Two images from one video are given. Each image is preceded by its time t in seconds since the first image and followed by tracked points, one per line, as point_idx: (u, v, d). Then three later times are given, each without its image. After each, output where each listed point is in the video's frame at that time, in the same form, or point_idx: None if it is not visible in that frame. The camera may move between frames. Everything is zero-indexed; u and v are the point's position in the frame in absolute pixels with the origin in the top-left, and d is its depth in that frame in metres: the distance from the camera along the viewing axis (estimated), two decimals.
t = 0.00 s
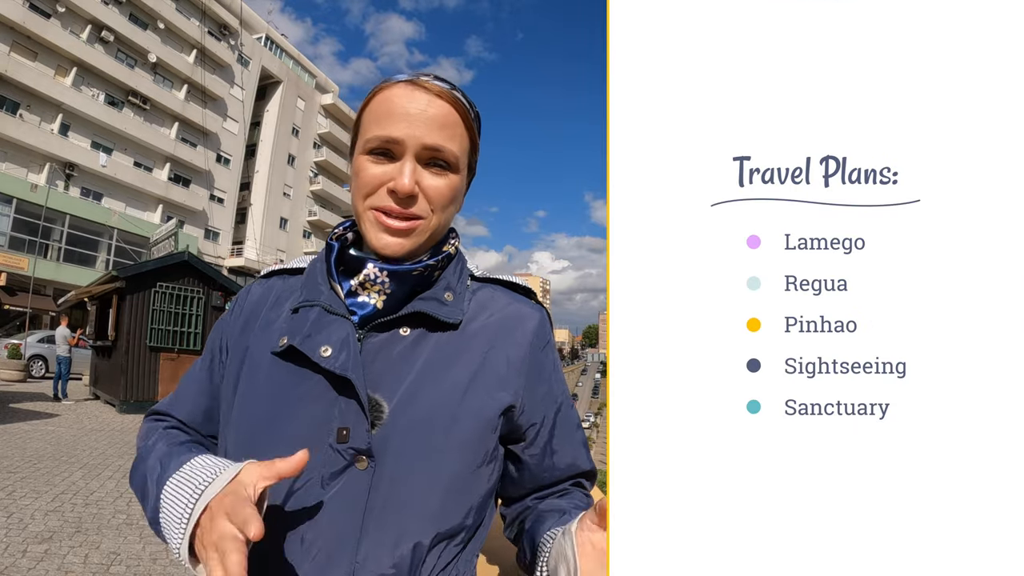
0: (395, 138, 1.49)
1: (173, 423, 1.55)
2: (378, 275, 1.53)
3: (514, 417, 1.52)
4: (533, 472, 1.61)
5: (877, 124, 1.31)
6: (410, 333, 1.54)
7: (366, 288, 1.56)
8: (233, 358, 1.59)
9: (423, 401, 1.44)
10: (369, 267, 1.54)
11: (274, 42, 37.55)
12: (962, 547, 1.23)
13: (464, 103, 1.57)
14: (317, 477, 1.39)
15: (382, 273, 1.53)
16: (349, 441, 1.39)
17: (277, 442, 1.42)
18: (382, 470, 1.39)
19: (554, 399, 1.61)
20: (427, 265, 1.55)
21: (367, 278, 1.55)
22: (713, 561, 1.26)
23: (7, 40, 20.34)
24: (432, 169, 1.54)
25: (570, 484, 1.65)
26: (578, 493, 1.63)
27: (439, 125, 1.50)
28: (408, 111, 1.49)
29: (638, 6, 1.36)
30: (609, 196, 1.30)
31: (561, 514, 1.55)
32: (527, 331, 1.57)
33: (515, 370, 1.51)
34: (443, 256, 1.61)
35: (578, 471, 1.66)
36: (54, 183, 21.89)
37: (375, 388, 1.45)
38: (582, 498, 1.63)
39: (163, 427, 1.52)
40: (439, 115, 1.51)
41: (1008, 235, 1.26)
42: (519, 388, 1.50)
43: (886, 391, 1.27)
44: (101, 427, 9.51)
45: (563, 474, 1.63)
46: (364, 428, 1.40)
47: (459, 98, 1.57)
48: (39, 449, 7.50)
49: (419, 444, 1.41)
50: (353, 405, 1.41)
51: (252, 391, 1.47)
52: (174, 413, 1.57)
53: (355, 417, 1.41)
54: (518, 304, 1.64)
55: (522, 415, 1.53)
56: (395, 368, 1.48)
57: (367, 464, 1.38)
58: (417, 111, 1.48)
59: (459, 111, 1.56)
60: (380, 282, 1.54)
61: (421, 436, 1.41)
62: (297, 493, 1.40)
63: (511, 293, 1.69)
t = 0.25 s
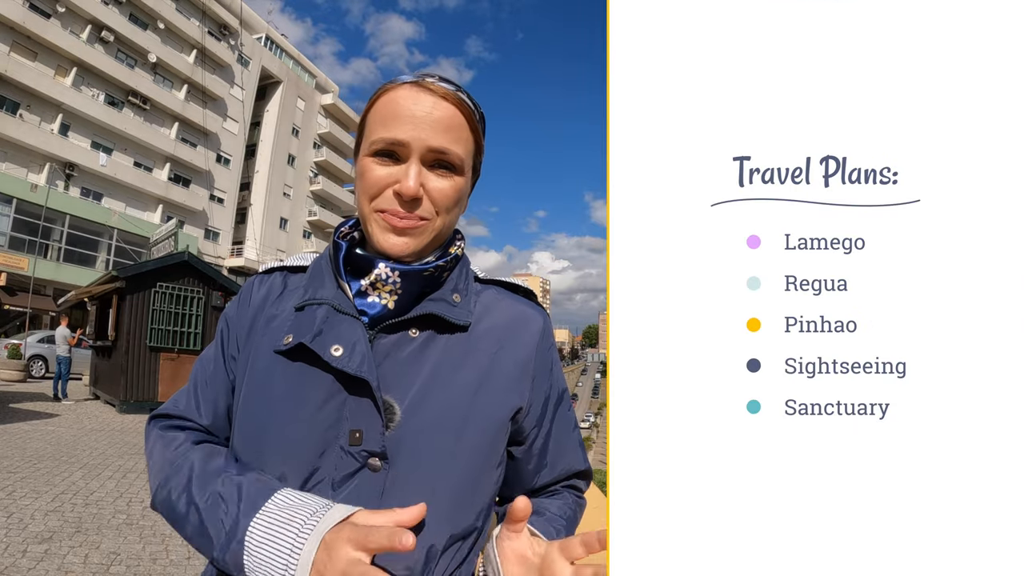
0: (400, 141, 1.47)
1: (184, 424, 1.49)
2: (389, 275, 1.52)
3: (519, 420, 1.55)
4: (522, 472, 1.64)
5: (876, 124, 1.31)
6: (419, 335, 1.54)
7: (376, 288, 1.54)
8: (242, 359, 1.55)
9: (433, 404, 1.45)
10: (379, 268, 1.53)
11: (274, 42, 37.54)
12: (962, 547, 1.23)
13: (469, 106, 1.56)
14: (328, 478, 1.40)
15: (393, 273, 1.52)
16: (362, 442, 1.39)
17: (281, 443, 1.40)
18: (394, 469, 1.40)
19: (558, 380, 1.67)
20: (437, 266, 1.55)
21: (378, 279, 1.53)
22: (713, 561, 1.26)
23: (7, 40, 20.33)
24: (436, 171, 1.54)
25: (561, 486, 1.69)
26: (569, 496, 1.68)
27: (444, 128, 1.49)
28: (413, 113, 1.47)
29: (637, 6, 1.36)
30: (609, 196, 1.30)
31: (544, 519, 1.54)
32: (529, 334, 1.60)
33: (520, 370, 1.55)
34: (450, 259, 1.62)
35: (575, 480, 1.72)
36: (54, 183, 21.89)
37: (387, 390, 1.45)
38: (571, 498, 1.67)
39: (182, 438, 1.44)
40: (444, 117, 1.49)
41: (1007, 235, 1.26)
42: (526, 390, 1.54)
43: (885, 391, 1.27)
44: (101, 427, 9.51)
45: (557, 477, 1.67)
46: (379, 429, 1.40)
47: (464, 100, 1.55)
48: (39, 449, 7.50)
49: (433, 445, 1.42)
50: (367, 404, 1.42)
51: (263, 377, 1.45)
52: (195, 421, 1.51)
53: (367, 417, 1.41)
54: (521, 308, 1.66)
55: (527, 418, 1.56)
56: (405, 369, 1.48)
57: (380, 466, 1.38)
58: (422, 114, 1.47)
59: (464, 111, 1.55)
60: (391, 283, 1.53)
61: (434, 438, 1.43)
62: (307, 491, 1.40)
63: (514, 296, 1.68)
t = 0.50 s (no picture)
0: (406, 136, 1.29)
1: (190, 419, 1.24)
2: (397, 276, 1.30)
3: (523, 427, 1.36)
4: (516, 477, 1.41)
5: (875, 124, 1.31)
6: (428, 338, 1.34)
7: (384, 290, 1.32)
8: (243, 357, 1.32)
9: (442, 411, 1.27)
10: (388, 268, 1.31)
11: (274, 42, 37.59)
12: (961, 547, 1.23)
13: (480, 98, 1.37)
14: (333, 483, 1.22)
15: (402, 274, 1.30)
16: (367, 449, 1.21)
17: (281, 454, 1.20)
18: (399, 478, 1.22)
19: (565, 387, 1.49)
20: (447, 266, 1.34)
21: (386, 279, 1.31)
22: (712, 560, 1.26)
23: (7, 40, 20.33)
24: (444, 169, 1.35)
25: (554, 492, 1.45)
26: (562, 504, 1.43)
27: (454, 121, 1.31)
28: (420, 107, 1.29)
29: (637, 7, 1.36)
30: (609, 196, 1.30)
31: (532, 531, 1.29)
32: (541, 336, 1.43)
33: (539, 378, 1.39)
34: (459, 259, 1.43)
35: (570, 488, 1.47)
36: (54, 183, 21.89)
37: (395, 394, 1.27)
38: (567, 508, 1.42)
39: (161, 415, 1.21)
40: (456, 110, 1.31)
41: (1005, 235, 1.27)
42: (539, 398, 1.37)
43: (885, 391, 1.27)
44: (101, 427, 9.51)
45: (554, 482, 1.43)
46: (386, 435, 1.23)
47: (474, 92, 1.36)
48: (39, 449, 7.50)
49: (440, 453, 1.24)
50: (375, 409, 1.23)
51: (261, 383, 1.25)
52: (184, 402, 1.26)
53: (376, 423, 1.23)
54: (533, 313, 1.46)
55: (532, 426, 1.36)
56: (413, 371, 1.30)
57: (387, 473, 1.21)
58: (430, 108, 1.29)
59: (474, 106, 1.36)
60: (400, 285, 1.31)
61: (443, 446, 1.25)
62: (307, 500, 1.21)
63: (521, 298, 1.50)
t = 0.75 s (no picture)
0: (402, 130, 1.22)
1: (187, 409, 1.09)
2: (403, 276, 1.22)
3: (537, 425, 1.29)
4: (526, 477, 1.32)
5: (876, 124, 1.31)
6: (434, 341, 1.27)
7: (389, 290, 1.23)
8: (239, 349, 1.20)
9: (452, 425, 1.20)
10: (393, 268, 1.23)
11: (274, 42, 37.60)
12: (960, 547, 1.23)
13: (484, 89, 1.29)
14: (341, 489, 1.14)
15: (408, 274, 1.22)
16: (374, 457, 1.14)
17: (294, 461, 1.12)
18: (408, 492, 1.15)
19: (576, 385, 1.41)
20: (453, 265, 1.28)
21: (391, 279, 1.22)
22: (713, 561, 1.26)
23: (7, 40, 20.32)
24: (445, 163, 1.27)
25: (571, 498, 1.34)
26: (580, 509, 1.33)
27: (454, 111, 1.23)
28: (419, 98, 1.21)
29: (637, 7, 1.36)
30: (609, 196, 1.31)
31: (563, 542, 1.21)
32: (552, 335, 1.35)
33: (547, 378, 1.31)
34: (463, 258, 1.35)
35: (584, 488, 1.37)
36: (54, 183, 21.89)
37: (404, 401, 1.19)
38: (584, 514, 1.32)
39: (177, 416, 1.06)
40: (457, 101, 1.24)
41: (1006, 236, 1.27)
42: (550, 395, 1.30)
43: (886, 391, 1.27)
44: (101, 427, 9.51)
45: (566, 483, 1.34)
46: (392, 444, 1.15)
47: (476, 81, 1.28)
48: (39, 449, 7.50)
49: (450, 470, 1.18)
50: (381, 417, 1.16)
51: (264, 392, 1.15)
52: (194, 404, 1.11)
53: (383, 430, 1.16)
54: (542, 309, 1.39)
55: (544, 425, 1.29)
56: (424, 381, 1.22)
57: (396, 481, 1.15)
58: (426, 98, 1.21)
59: (476, 96, 1.27)
60: (406, 285, 1.23)
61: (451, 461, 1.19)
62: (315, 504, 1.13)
63: (527, 293, 1.43)
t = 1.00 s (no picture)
0: (408, 123, 1.22)
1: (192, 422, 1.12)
2: (405, 277, 1.23)
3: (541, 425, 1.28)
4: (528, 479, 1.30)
5: (876, 124, 1.31)
6: (437, 342, 1.26)
7: (391, 291, 1.24)
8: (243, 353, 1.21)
9: (454, 422, 1.20)
10: (395, 269, 1.23)
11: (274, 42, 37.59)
12: (960, 547, 1.23)
13: (490, 82, 1.31)
14: (342, 493, 1.15)
15: (410, 276, 1.23)
16: (377, 462, 1.14)
17: (291, 468, 1.12)
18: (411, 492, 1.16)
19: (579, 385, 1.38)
20: (456, 265, 1.28)
21: (393, 281, 1.23)
22: (711, 561, 1.26)
23: (7, 41, 20.32)
24: (451, 158, 1.27)
25: (571, 503, 1.33)
26: (579, 515, 1.32)
27: (461, 107, 1.24)
28: (425, 92, 1.22)
29: (637, 7, 1.36)
30: (609, 196, 1.30)
31: (562, 554, 1.21)
32: (555, 333, 1.35)
33: (552, 379, 1.30)
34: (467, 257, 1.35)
35: (583, 491, 1.35)
36: (54, 184, 21.88)
37: (405, 402, 1.19)
38: (582, 519, 1.31)
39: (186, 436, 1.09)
40: (464, 96, 1.24)
41: (1006, 236, 1.27)
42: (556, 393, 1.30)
43: (886, 391, 1.27)
44: (101, 427, 9.50)
45: (567, 485, 1.32)
46: (395, 448, 1.15)
47: (481, 76, 1.29)
48: (39, 449, 7.50)
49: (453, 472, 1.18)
50: (382, 420, 1.15)
51: (265, 395, 1.15)
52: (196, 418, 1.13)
53: (386, 435, 1.15)
54: (543, 307, 1.38)
55: (548, 426, 1.29)
56: (425, 380, 1.22)
57: (398, 486, 1.15)
58: (434, 93, 1.22)
59: (481, 94, 1.28)
60: (409, 286, 1.23)
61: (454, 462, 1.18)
62: (318, 509, 1.14)
63: (531, 291, 1.42)
